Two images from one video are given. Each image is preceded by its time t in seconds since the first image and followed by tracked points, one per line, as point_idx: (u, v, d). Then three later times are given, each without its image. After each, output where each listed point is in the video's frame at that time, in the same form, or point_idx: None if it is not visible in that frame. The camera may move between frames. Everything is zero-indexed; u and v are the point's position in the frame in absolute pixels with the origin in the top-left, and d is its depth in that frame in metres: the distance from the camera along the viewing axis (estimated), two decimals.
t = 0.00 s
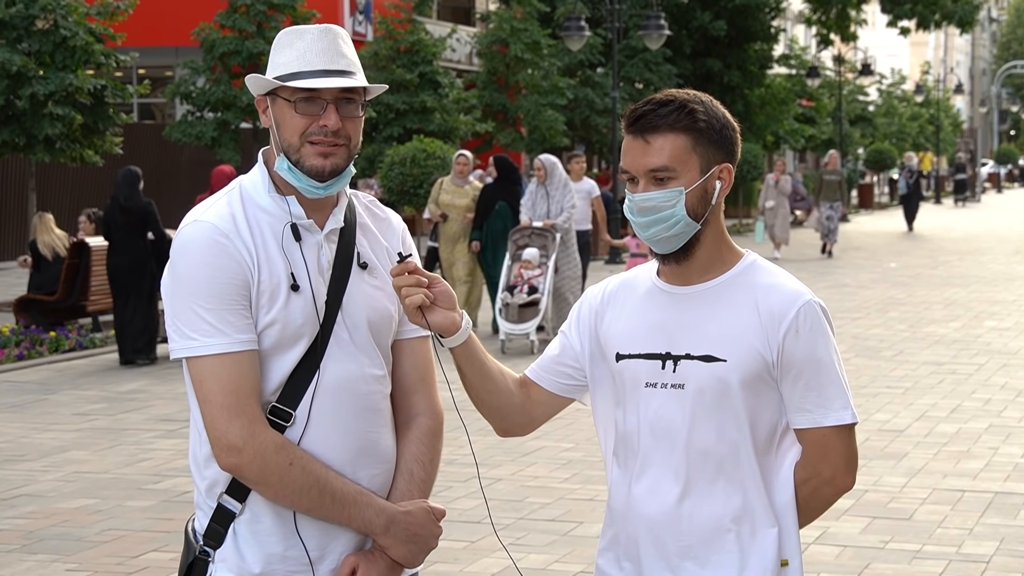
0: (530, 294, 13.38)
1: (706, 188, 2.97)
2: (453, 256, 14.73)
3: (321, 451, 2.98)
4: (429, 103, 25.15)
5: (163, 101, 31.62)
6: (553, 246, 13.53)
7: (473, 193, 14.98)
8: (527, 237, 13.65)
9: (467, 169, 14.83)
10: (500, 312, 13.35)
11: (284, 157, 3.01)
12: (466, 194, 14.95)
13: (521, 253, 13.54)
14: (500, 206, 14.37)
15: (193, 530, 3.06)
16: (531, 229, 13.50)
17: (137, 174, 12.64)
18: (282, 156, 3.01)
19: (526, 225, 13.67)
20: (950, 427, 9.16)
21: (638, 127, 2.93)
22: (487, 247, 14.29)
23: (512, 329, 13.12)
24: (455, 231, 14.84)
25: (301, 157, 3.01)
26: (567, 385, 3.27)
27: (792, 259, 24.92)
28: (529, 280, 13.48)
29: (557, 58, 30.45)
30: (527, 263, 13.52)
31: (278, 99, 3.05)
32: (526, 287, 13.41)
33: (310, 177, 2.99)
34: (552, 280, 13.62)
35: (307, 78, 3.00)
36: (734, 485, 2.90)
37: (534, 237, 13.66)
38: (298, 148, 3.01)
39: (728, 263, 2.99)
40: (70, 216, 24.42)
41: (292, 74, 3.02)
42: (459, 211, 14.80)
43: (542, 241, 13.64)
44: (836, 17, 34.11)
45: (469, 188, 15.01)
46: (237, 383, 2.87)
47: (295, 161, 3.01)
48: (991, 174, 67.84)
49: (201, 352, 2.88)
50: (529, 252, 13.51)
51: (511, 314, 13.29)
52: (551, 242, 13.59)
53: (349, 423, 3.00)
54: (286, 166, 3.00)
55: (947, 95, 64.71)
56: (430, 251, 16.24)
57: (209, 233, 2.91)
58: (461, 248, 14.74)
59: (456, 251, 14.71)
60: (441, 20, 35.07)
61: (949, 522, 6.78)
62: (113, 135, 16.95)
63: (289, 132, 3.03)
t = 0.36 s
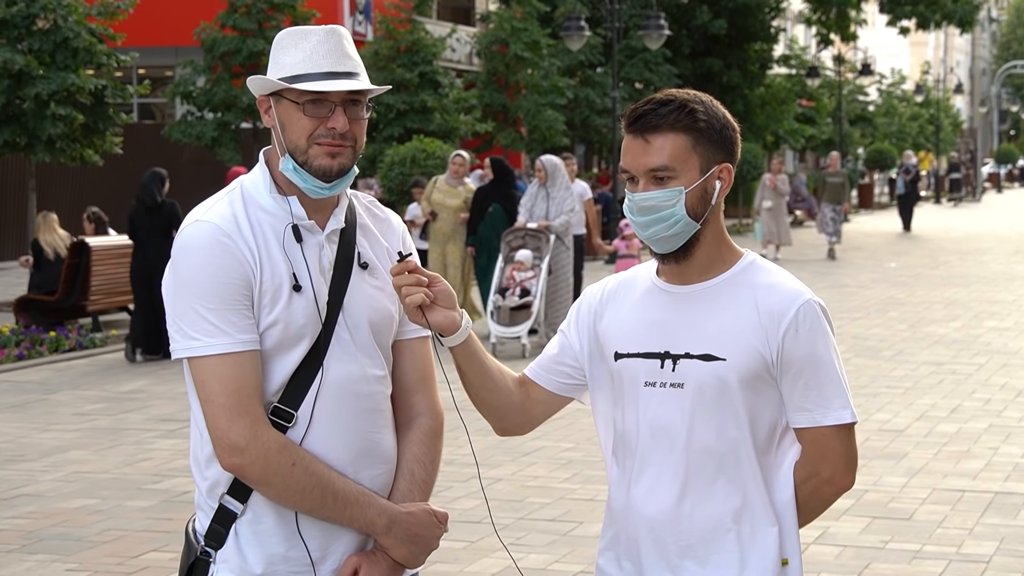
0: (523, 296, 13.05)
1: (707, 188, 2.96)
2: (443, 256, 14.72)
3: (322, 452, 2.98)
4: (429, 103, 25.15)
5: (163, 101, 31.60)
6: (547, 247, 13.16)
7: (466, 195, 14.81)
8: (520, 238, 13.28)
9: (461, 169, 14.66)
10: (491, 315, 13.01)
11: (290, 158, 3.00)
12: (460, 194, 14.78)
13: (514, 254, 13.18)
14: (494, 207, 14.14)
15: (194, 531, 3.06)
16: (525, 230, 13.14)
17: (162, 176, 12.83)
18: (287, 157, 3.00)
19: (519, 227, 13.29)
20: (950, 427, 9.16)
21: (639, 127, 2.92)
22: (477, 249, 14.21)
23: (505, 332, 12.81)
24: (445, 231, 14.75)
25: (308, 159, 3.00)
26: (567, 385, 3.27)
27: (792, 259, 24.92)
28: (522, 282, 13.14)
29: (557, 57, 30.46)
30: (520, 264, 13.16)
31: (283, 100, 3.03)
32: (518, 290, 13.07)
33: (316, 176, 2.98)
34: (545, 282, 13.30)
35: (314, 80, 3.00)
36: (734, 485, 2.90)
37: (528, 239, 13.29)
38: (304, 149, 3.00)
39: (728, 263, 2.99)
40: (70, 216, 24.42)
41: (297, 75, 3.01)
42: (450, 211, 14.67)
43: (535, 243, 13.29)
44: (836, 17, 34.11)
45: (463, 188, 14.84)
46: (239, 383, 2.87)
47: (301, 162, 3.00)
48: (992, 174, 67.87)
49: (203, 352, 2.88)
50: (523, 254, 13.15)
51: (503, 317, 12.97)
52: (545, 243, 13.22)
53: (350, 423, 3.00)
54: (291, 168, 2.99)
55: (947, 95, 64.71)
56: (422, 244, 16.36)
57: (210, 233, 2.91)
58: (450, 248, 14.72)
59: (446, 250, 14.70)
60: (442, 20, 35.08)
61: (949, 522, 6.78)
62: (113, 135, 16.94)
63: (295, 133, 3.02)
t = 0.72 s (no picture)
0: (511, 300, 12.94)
1: (706, 190, 2.96)
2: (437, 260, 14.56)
3: (323, 453, 2.98)
4: (429, 103, 25.17)
5: (164, 102, 31.61)
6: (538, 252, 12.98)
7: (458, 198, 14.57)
8: (513, 240, 13.15)
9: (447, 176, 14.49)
10: (480, 318, 12.99)
11: (295, 159, 2.99)
12: (450, 198, 14.55)
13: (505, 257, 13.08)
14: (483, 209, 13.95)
15: (193, 532, 3.06)
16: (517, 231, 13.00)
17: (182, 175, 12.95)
18: (291, 158, 2.99)
19: (513, 228, 13.16)
20: (950, 428, 9.17)
21: (638, 128, 2.92)
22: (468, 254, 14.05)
23: (491, 334, 12.78)
24: (436, 234, 14.51)
25: (316, 160, 3.00)
26: (567, 385, 3.27)
27: (791, 259, 24.92)
28: (512, 285, 13.03)
29: (557, 58, 30.49)
30: (511, 266, 13.06)
31: (286, 101, 3.03)
32: (507, 292, 12.97)
33: (320, 177, 2.98)
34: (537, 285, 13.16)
35: (316, 82, 3.00)
36: (734, 486, 2.90)
37: (521, 241, 13.16)
38: (312, 150, 3.00)
39: (727, 263, 2.99)
40: (71, 216, 24.43)
41: (301, 76, 3.00)
42: (440, 215, 14.44)
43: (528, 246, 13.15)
44: (836, 17, 34.13)
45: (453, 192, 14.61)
46: (239, 384, 2.87)
47: (307, 164, 2.99)
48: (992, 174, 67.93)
49: (203, 353, 2.88)
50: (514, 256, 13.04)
51: (491, 320, 12.95)
52: (537, 246, 13.07)
53: (349, 424, 3.00)
54: (298, 168, 2.98)
55: (947, 95, 64.71)
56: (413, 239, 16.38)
57: (210, 234, 2.91)
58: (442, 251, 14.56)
59: (439, 254, 14.54)
60: (442, 20, 35.09)
61: (949, 522, 6.78)
62: (113, 135, 16.94)
63: (300, 135, 3.01)
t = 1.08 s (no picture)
0: (499, 300, 12.68)
1: (707, 189, 2.96)
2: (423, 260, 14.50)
3: (324, 454, 2.98)
4: (429, 103, 25.18)
5: (163, 101, 31.60)
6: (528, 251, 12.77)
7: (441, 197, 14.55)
8: (504, 241, 13.00)
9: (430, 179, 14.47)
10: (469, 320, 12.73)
11: (304, 160, 2.98)
12: (433, 198, 14.52)
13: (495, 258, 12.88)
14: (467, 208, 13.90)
15: (193, 532, 3.06)
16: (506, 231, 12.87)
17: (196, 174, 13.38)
18: (301, 158, 2.99)
19: (503, 229, 13.04)
20: (951, 427, 9.17)
21: (638, 128, 2.92)
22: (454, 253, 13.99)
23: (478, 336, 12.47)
24: (421, 234, 14.46)
25: (325, 161, 2.99)
26: (567, 385, 3.27)
27: (791, 259, 24.92)
28: (501, 287, 12.80)
29: (557, 57, 30.49)
30: (500, 268, 12.85)
31: (296, 102, 3.02)
32: (496, 294, 12.73)
33: (328, 177, 2.98)
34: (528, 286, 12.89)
35: (328, 83, 2.99)
36: (735, 486, 2.90)
37: (511, 242, 13.00)
38: (323, 152, 2.99)
39: (727, 263, 2.99)
40: (71, 215, 24.42)
41: (313, 77, 3.00)
42: (425, 213, 14.40)
43: (519, 247, 12.98)
44: (836, 17, 34.13)
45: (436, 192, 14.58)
46: (239, 385, 2.87)
47: (316, 165, 2.99)
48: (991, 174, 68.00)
49: (202, 354, 2.88)
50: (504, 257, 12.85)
51: (480, 322, 12.66)
52: (527, 247, 12.92)
53: (350, 425, 3.00)
54: (306, 169, 2.98)
55: (947, 95, 64.67)
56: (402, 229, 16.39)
57: (208, 234, 2.91)
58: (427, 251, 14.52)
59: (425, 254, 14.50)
60: (442, 20, 35.09)
61: (949, 522, 6.78)
62: (112, 135, 16.94)
63: (311, 135, 3.00)
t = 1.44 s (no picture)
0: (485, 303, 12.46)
1: (707, 189, 2.96)
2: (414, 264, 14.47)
3: (326, 455, 2.98)
4: (429, 103, 25.19)
5: (164, 101, 31.61)
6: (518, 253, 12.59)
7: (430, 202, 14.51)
8: (492, 242, 12.80)
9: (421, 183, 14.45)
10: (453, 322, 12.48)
11: (312, 161, 2.98)
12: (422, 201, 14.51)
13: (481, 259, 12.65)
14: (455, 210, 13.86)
15: (195, 533, 3.06)
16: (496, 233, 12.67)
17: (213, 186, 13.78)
18: (308, 160, 2.98)
19: (491, 230, 12.84)
20: (951, 427, 9.17)
21: (638, 129, 2.92)
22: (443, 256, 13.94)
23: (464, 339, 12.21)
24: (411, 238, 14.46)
25: (335, 163, 2.99)
26: (567, 385, 3.27)
27: (791, 259, 24.94)
28: (488, 289, 12.57)
29: (558, 57, 30.51)
30: (487, 269, 12.62)
31: (307, 102, 3.01)
32: (483, 296, 12.48)
33: (335, 179, 2.98)
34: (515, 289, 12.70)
35: (339, 84, 2.99)
36: (735, 486, 2.90)
37: (499, 243, 12.81)
38: (333, 153, 2.99)
39: (727, 263, 2.99)
40: (71, 215, 24.42)
41: (324, 78, 2.99)
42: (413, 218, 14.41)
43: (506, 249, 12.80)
44: (836, 17, 34.14)
45: (426, 196, 14.56)
46: (239, 387, 2.87)
47: (326, 166, 2.98)
48: (991, 174, 68.02)
49: (203, 356, 2.88)
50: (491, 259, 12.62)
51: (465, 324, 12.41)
52: (517, 248, 12.72)
53: (351, 426, 3.00)
54: (314, 170, 2.97)
55: (947, 95, 64.67)
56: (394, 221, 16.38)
57: (209, 236, 2.91)
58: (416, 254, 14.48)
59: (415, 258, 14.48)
60: (442, 20, 35.11)
61: (949, 522, 6.78)
62: (112, 135, 16.94)
63: (321, 136, 3.00)
